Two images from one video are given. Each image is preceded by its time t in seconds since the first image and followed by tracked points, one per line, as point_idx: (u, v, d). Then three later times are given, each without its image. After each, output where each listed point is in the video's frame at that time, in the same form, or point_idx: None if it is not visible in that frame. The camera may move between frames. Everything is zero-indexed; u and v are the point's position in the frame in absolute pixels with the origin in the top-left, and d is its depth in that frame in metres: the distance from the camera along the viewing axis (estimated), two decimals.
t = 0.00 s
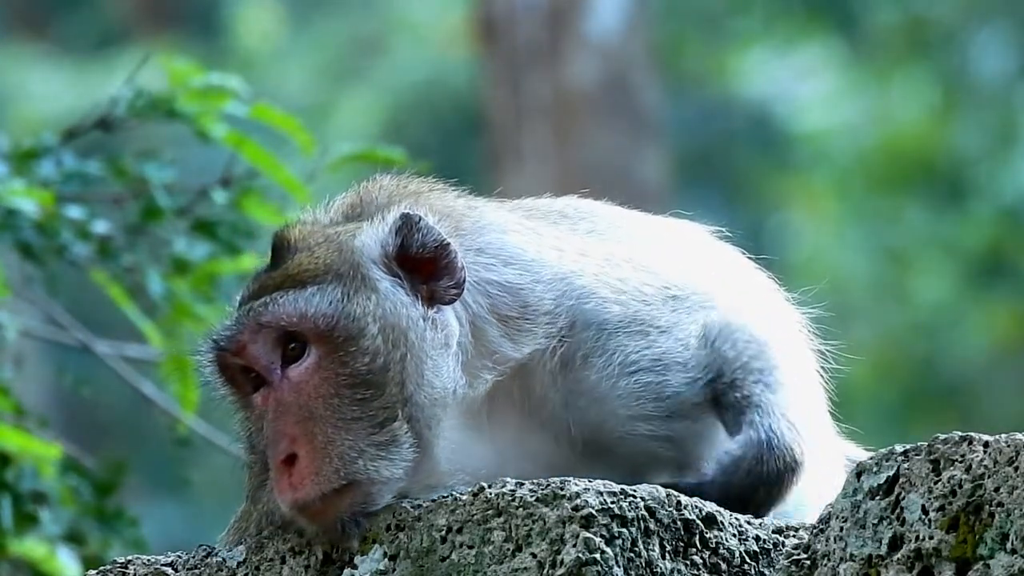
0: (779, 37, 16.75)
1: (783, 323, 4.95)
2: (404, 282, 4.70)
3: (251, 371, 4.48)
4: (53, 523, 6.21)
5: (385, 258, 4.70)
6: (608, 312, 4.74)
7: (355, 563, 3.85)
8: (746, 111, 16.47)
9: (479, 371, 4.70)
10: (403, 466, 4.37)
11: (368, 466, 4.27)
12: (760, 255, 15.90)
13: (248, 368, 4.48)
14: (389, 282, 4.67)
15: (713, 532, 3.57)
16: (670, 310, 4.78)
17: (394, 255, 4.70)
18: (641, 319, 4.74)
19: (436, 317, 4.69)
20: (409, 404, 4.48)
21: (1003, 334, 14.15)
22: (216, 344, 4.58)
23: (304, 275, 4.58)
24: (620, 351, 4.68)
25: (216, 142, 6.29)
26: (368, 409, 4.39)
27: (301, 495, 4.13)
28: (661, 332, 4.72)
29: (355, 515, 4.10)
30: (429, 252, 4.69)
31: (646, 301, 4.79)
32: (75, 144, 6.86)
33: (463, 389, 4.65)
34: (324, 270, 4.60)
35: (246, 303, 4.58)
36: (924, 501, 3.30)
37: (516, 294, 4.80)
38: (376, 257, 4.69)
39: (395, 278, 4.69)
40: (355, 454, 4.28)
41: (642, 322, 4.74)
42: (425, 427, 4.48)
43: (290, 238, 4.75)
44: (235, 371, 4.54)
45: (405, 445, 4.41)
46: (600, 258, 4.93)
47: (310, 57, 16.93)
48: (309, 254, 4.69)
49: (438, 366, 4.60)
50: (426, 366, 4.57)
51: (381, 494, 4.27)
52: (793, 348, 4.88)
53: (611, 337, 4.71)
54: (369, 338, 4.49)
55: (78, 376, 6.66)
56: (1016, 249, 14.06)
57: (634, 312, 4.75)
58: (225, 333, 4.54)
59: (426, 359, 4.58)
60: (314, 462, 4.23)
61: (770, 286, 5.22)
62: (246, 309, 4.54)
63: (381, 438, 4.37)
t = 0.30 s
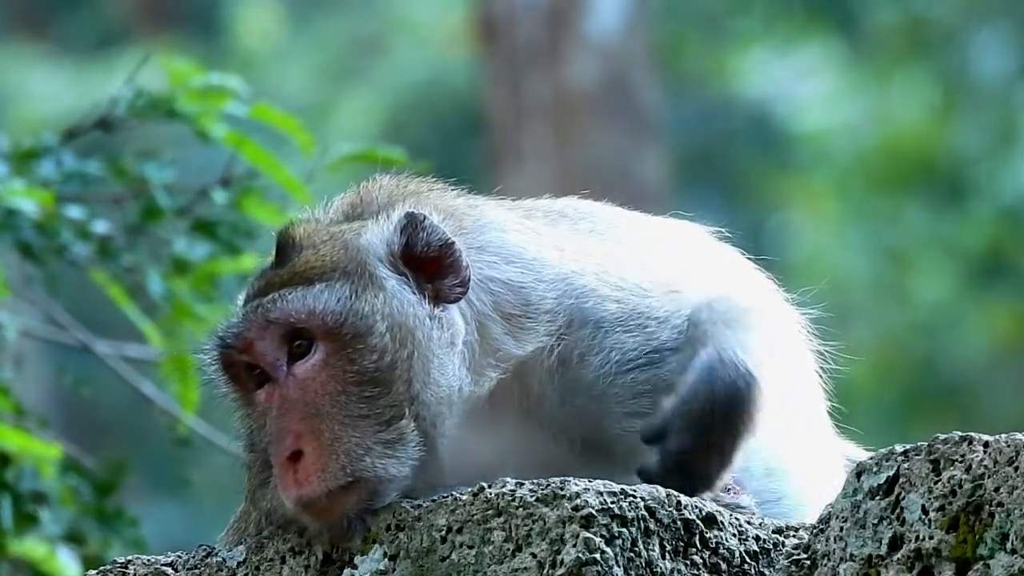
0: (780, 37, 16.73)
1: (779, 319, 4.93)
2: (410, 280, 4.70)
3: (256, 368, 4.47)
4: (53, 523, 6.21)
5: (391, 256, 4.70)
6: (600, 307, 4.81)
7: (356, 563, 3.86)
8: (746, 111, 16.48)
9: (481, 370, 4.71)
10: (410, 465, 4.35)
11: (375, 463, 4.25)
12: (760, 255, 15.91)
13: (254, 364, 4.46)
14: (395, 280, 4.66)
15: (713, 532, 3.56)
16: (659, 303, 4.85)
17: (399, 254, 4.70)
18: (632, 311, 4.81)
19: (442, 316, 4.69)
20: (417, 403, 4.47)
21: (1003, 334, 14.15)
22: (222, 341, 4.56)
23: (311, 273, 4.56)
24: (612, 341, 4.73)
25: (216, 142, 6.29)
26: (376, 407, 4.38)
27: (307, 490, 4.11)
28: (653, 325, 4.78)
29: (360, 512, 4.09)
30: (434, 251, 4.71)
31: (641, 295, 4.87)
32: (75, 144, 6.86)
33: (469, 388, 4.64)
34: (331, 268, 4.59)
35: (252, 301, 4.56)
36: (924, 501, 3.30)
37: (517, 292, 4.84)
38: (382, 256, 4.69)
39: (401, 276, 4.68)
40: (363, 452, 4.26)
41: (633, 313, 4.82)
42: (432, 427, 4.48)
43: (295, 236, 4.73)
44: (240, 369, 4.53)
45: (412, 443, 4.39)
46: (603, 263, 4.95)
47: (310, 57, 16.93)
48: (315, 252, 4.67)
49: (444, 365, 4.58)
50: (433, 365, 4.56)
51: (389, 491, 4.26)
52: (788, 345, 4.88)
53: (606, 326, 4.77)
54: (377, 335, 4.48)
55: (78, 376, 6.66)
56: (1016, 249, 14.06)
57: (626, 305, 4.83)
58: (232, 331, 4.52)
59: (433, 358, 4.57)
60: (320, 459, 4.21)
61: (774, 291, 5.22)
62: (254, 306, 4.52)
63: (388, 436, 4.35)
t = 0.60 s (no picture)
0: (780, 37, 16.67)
1: (780, 322, 5.04)
2: (415, 280, 4.68)
3: (262, 364, 4.52)
4: (53, 523, 6.21)
5: (397, 256, 4.68)
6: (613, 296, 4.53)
7: (356, 562, 3.87)
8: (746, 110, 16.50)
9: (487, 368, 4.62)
10: (414, 465, 4.36)
11: (380, 464, 4.28)
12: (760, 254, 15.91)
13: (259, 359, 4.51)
14: (401, 280, 4.64)
15: (713, 532, 3.56)
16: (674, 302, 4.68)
17: (406, 254, 4.68)
18: (654, 307, 4.58)
19: (447, 315, 4.63)
20: (421, 403, 4.43)
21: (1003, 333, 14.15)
22: (228, 335, 4.62)
23: (317, 271, 4.59)
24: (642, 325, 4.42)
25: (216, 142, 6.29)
26: (381, 407, 4.39)
27: (310, 489, 4.16)
28: (675, 319, 4.56)
29: (362, 513, 4.13)
30: (439, 252, 4.69)
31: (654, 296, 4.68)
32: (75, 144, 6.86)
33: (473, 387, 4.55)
34: (335, 266, 4.61)
35: (258, 298, 4.61)
36: (924, 500, 3.30)
37: (518, 291, 4.81)
38: (388, 256, 4.67)
39: (407, 276, 4.66)
40: (367, 452, 4.28)
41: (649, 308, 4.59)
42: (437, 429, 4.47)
43: (300, 233, 4.75)
44: (245, 364, 4.60)
45: (417, 444, 4.38)
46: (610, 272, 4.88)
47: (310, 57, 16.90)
48: (320, 250, 4.69)
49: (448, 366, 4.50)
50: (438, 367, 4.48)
51: (390, 492, 4.29)
52: (790, 349, 4.97)
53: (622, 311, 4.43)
54: (383, 336, 4.49)
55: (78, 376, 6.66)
56: (1016, 248, 14.06)
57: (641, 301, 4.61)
58: (238, 326, 4.58)
59: (440, 360, 4.50)
60: (325, 458, 4.25)
61: (777, 296, 5.26)
62: (260, 302, 4.57)
63: (392, 437, 4.36)
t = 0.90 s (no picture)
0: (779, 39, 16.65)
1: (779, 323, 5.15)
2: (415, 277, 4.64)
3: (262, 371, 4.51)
4: (53, 524, 6.21)
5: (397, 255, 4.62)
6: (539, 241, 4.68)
7: (355, 563, 3.87)
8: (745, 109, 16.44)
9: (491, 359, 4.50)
10: (413, 467, 4.30)
11: (378, 467, 4.23)
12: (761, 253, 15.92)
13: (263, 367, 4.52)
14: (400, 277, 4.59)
15: (713, 532, 3.56)
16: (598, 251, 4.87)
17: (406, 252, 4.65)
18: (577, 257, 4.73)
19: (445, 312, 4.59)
20: (420, 403, 4.40)
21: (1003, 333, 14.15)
22: (228, 349, 4.64)
23: (315, 275, 4.56)
24: (566, 273, 4.61)
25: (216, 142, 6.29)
26: (378, 410, 4.33)
27: (308, 492, 4.14)
28: (602, 268, 4.76)
29: (359, 515, 4.09)
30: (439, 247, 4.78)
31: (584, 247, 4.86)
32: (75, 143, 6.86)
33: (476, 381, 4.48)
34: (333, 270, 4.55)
35: (258, 304, 4.59)
36: (924, 501, 3.30)
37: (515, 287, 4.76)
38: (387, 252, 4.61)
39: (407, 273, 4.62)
40: (364, 455, 4.23)
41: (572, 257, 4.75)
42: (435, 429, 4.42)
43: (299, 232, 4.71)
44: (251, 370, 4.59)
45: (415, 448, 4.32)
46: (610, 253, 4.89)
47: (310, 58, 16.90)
48: (321, 251, 4.66)
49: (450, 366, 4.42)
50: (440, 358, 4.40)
51: (389, 494, 4.23)
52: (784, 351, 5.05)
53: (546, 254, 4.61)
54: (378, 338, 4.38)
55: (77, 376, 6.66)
56: (1016, 248, 14.05)
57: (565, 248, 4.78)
58: (235, 345, 4.62)
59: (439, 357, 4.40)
60: (322, 462, 4.22)
61: (774, 295, 5.35)
62: (260, 311, 4.57)
63: (391, 439, 4.30)
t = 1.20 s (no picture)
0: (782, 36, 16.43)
1: (768, 321, 5.09)
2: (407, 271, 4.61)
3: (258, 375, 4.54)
4: (53, 524, 6.21)
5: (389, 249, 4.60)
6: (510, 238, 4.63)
7: (355, 563, 3.87)
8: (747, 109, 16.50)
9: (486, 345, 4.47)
10: (412, 463, 4.32)
11: (377, 466, 4.24)
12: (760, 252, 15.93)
13: (260, 368, 4.52)
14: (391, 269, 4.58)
15: (714, 532, 3.56)
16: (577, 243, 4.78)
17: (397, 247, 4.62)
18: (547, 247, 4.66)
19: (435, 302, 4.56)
20: (416, 398, 4.41)
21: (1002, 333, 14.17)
22: (224, 352, 4.68)
23: (308, 279, 4.60)
24: (530, 258, 4.55)
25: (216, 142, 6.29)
26: (375, 408, 4.35)
27: (306, 493, 4.16)
28: (574, 255, 4.66)
29: (358, 514, 4.11)
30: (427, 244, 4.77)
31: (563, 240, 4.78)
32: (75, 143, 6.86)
33: (475, 370, 4.45)
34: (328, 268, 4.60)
35: (255, 313, 4.65)
36: (924, 501, 3.30)
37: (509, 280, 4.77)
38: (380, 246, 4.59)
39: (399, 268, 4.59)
40: (363, 455, 4.24)
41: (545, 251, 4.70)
42: (432, 421, 4.42)
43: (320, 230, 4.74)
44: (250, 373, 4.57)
45: (414, 443, 4.34)
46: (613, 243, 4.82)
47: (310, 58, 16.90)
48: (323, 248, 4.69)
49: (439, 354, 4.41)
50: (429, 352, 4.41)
51: (389, 492, 4.24)
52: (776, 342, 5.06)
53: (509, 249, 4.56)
54: (372, 330, 4.43)
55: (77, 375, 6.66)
56: (1016, 248, 14.07)
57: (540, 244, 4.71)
58: (232, 346, 4.63)
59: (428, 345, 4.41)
60: (322, 463, 4.25)
61: (770, 290, 5.37)
62: (255, 319, 4.61)
63: (389, 437, 4.32)
